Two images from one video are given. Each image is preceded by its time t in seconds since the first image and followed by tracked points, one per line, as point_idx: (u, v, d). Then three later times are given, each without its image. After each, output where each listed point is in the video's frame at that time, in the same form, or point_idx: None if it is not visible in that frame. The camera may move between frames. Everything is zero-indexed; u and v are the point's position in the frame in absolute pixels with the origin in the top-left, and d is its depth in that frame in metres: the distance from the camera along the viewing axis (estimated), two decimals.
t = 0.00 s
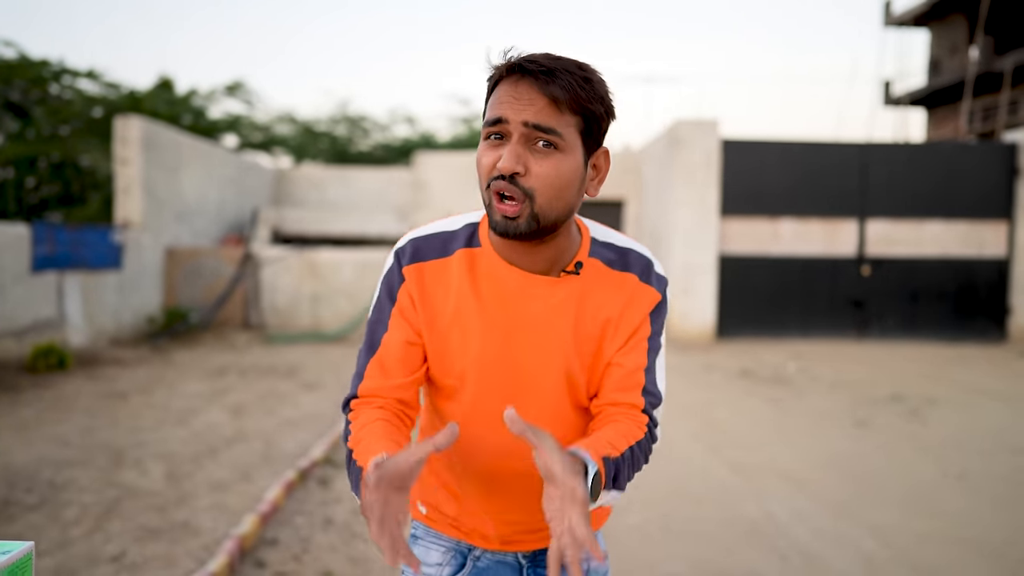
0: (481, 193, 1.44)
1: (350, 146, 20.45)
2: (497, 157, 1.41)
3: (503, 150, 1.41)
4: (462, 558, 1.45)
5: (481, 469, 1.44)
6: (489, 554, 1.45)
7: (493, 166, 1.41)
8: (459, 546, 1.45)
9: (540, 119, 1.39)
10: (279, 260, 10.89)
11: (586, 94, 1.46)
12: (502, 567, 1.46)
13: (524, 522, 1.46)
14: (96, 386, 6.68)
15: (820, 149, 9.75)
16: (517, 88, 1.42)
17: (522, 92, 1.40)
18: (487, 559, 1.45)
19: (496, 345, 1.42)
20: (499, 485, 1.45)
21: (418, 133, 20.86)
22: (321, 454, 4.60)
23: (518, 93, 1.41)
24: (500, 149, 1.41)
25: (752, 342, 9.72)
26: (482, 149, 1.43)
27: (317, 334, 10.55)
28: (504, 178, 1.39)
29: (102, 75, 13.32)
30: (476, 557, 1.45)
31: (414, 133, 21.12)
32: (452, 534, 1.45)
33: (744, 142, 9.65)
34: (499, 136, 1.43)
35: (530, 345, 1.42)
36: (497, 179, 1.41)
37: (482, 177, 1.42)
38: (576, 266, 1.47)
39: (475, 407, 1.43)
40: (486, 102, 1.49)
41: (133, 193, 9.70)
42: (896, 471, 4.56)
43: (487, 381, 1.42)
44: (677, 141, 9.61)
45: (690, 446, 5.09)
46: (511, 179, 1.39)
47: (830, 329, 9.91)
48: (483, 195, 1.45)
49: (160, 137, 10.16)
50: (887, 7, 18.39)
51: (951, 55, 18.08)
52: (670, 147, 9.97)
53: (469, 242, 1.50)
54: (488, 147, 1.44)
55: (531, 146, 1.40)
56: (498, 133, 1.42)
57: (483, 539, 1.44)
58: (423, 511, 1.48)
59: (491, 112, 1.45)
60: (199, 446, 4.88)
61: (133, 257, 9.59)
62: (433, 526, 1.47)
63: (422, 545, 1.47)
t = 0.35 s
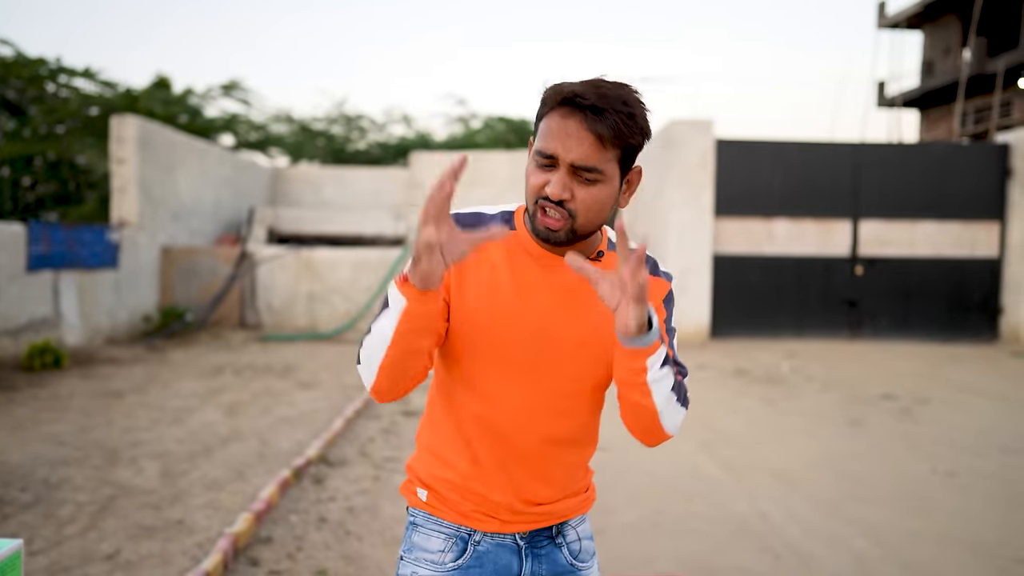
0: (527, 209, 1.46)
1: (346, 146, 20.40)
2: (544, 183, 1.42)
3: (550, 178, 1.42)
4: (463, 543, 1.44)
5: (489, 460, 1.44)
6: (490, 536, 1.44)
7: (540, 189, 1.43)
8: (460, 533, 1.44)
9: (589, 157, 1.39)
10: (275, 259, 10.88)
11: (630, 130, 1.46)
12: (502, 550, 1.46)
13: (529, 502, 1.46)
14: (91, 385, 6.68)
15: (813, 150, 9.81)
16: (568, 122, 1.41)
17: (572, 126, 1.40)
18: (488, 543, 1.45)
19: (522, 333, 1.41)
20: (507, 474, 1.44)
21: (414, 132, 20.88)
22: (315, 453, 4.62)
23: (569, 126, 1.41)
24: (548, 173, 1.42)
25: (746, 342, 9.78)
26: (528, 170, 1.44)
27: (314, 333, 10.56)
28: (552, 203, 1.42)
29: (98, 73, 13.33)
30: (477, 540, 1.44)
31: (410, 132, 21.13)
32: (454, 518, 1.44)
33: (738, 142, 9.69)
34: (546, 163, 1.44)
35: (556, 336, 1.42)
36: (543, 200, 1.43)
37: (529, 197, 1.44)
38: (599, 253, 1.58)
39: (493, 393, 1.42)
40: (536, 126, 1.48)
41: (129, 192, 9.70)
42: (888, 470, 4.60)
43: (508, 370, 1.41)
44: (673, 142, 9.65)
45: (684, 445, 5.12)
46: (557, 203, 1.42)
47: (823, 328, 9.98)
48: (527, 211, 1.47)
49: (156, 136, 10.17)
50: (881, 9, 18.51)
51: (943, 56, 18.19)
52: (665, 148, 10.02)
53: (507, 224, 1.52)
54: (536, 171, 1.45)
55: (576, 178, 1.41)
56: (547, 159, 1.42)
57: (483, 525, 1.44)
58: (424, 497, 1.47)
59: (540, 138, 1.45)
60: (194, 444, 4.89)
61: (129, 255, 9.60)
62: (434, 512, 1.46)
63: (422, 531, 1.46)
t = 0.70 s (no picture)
0: (584, 192, 1.58)
1: (340, 144, 20.30)
2: (607, 174, 1.55)
3: (613, 170, 1.56)
4: (441, 509, 1.52)
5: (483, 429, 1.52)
6: (469, 502, 1.53)
7: (601, 177, 1.56)
8: (438, 498, 1.52)
9: (653, 158, 1.55)
10: (269, 258, 10.86)
11: (677, 141, 1.64)
12: (477, 516, 1.55)
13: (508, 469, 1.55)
14: (84, 384, 6.66)
15: (807, 149, 9.83)
16: (638, 124, 1.56)
17: (640, 129, 1.56)
18: (464, 509, 1.54)
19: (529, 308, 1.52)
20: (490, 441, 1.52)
21: (408, 132, 20.85)
22: (309, 452, 4.61)
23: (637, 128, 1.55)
24: (612, 165, 1.55)
25: (739, 341, 9.81)
26: (590, 157, 1.57)
27: (308, 332, 10.54)
28: (609, 191, 1.56)
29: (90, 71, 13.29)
30: (455, 506, 1.53)
31: (404, 131, 21.10)
32: (431, 483, 1.52)
33: (732, 140, 9.71)
34: (611, 155, 1.56)
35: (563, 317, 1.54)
36: (603, 188, 1.56)
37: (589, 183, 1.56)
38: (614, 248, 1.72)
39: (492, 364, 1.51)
40: (602, 118, 1.60)
41: (122, 191, 9.66)
42: (879, 468, 4.63)
43: (517, 344, 1.51)
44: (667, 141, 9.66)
45: (677, 443, 5.14)
46: (616, 194, 1.56)
47: (815, 327, 10.02)
48: (583, 196, 1.59)
49: (148, 134, 10.12)
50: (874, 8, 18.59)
51: (936, 56, 18.28)
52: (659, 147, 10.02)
53: (537, 199, 1.66)
54: (599, 160, 1.57)
55: (636, 174, 1.56)
56: (613, 151, 1.55)
57: (457, 489, 1.51)
58: (403, 461, 1.56)
59: (605, 133, 1.57)
60: (187, 444, 4.88)
61: (121, 254, 9.55)
62: (411, 476, 1.54)
63: (401, 496, 1.54)
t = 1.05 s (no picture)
0: (551, 247, 1.46)
1: (331, 143, 20.18)
2: (578, 237, 1.44)
3: (584, 233, 1.45)
4: (374, 540, 1.41)
5: (440, 457, 1.40)
6: (402, 532, 1.42)
7: (571, 238, 1.45)
8: (369, 530, 1.41)
9: (626, 235, 1.47)
10: (259, 257, 10.80)
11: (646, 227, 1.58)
12: (412, 545, 1.44)
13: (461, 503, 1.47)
14: (72, 385, 6.60)
15: (798, 150, 9.89)
16: (621, 196, 1.47)
17: (620, 202, 1.47)
18: (398, 539, 1.43)
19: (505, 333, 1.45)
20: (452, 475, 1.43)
21: (400, 130, 20.81)
22: (300, 453, 4.58)
23: (618, 201, 1.47)
24: (586, 229, 1.45)
25: (730, 340, 9.87)
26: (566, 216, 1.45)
27: (299, 332, 10.48)
28: (576, 256, 1.45)
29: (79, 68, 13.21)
30: (388, 537, 1.42)
31: (396, 130, 21.07)
32: (366, 516, 1.41)
33: (723, 140, 9.74)
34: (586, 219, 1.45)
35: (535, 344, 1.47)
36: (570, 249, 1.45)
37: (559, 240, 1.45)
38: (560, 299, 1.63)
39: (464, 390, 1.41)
40: (583, 180, 1.50)
41: (111, 190, 9.57)
42: (870, 467, 4.65)
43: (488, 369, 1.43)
44: (660, 141, 9.70)
45: (669, 443, 5.15)
46: (581, 259, 1.45)
47: (806, 326, 10.08)
48: (548, 251, 1.47)
49: (138, 132, 10.03)
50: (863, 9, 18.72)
51: (924, 57, 18.44)
52: (650, 147, 10.06)
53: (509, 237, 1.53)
54: (573, 220, 1.45)
55: (605, 245, 1.47)
56: (590, 216, 1.45)
57: (395, 520, 1.40)
58: (344, 484, 1.41)
59: (585, 196, 1.47)
60: (177, 445, 4.84)
61: (111, 253, 9.47)
62: (347, 506, 1.42)
63: (330, 528, 1.42)
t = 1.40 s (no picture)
0: (408, 244, 1.68)
1: (325, 142, 20.14)
2: (431, 233, 1.68)
3: (438, 229, 1.68)
4: (236, 532, 1.62)
5: (284, 443, 1.60)
6: (261, 527, 1.63)
7: (425, 235, 1.68)
8: (235, 521, 1.62)
9: (476, 224, 1.70)
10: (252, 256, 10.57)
11: (505, 214, 1.81)
12: (274, 539, 1.65)
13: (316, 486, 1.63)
14: (64, 386, 6.53)
15: (794, 150, 9.91)
16: (468, 192, 1.71)
17: (467, 196, 1.71)
18: (261, 532, 1.63)
19: (336, 327, 1.62)
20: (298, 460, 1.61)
21: (394, 129, 20.75)
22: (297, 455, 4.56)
23: (464, 196, 1.71)
24: (437, 225, 1.68)
25: (726, 340, 9.89)
26: (419, 215, 1.69)
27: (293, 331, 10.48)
28: (430, 248, 1.66)
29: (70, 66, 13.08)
30: (249, 531, 1.62)
31: (390, 129, 21.02)
32: (230, 505, 1.62)
33: (719, 140, 9.75)
34: (437, 216, 1.69)
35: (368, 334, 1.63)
36: (424, 244, 1.67)
37: (414, 237, 1.68)
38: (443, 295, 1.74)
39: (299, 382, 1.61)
40: (436, 181, 1.74)
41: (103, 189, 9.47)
42: (868, 467, 4.67)
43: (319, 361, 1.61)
44: (654, 140, 9.69)
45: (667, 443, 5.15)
46: (437, 252, 1.67)
47: (801, 326, 10.13)
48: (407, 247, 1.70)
49: (129, 130, 9.94)
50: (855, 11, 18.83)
51: (915, 59, 18.57)
52: (647, 147, 10.05)
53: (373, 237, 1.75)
54: (426, 218, 1.69)
55: (457, 238, 1.70)
56: (440, 212, 1.69)
57: (252, 510, 1.61)
58: (215, 477, 1.64)
59: (435, 195, 1.72)
60: (173, 447, 4.80)
61: (104, 253, 9.36)
62: (216, 497, 1.63)
63: (201, 518, 1.64)
